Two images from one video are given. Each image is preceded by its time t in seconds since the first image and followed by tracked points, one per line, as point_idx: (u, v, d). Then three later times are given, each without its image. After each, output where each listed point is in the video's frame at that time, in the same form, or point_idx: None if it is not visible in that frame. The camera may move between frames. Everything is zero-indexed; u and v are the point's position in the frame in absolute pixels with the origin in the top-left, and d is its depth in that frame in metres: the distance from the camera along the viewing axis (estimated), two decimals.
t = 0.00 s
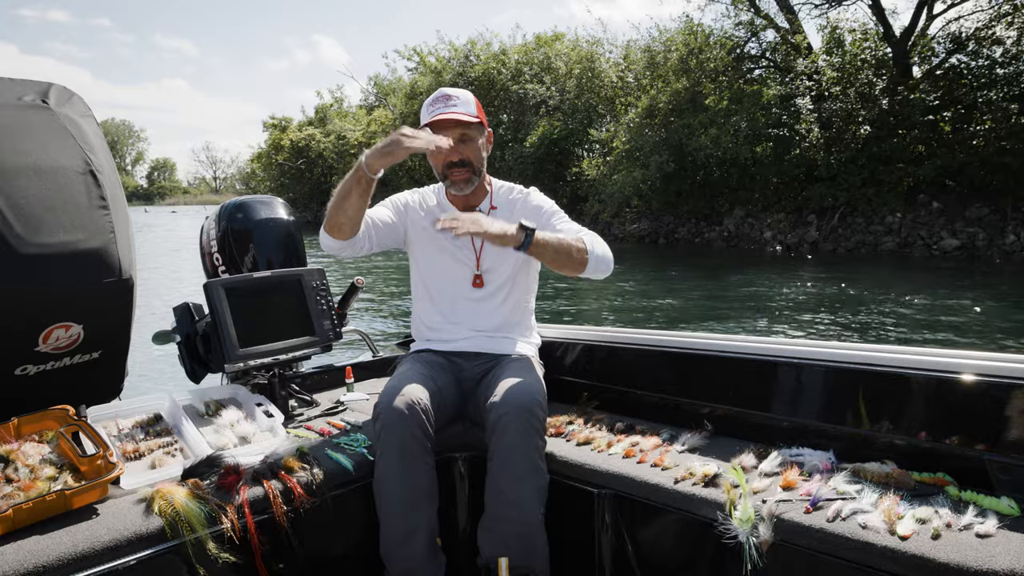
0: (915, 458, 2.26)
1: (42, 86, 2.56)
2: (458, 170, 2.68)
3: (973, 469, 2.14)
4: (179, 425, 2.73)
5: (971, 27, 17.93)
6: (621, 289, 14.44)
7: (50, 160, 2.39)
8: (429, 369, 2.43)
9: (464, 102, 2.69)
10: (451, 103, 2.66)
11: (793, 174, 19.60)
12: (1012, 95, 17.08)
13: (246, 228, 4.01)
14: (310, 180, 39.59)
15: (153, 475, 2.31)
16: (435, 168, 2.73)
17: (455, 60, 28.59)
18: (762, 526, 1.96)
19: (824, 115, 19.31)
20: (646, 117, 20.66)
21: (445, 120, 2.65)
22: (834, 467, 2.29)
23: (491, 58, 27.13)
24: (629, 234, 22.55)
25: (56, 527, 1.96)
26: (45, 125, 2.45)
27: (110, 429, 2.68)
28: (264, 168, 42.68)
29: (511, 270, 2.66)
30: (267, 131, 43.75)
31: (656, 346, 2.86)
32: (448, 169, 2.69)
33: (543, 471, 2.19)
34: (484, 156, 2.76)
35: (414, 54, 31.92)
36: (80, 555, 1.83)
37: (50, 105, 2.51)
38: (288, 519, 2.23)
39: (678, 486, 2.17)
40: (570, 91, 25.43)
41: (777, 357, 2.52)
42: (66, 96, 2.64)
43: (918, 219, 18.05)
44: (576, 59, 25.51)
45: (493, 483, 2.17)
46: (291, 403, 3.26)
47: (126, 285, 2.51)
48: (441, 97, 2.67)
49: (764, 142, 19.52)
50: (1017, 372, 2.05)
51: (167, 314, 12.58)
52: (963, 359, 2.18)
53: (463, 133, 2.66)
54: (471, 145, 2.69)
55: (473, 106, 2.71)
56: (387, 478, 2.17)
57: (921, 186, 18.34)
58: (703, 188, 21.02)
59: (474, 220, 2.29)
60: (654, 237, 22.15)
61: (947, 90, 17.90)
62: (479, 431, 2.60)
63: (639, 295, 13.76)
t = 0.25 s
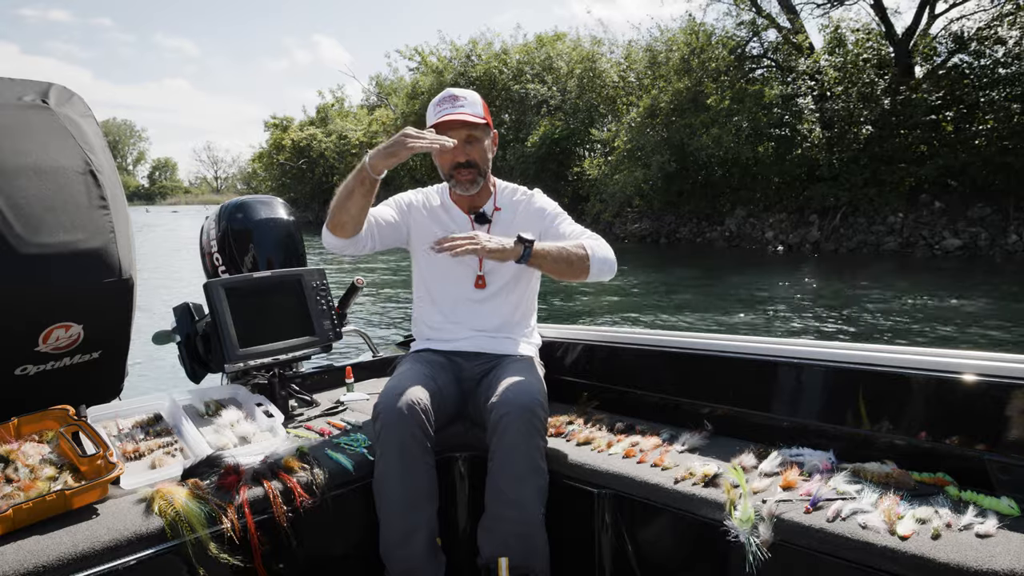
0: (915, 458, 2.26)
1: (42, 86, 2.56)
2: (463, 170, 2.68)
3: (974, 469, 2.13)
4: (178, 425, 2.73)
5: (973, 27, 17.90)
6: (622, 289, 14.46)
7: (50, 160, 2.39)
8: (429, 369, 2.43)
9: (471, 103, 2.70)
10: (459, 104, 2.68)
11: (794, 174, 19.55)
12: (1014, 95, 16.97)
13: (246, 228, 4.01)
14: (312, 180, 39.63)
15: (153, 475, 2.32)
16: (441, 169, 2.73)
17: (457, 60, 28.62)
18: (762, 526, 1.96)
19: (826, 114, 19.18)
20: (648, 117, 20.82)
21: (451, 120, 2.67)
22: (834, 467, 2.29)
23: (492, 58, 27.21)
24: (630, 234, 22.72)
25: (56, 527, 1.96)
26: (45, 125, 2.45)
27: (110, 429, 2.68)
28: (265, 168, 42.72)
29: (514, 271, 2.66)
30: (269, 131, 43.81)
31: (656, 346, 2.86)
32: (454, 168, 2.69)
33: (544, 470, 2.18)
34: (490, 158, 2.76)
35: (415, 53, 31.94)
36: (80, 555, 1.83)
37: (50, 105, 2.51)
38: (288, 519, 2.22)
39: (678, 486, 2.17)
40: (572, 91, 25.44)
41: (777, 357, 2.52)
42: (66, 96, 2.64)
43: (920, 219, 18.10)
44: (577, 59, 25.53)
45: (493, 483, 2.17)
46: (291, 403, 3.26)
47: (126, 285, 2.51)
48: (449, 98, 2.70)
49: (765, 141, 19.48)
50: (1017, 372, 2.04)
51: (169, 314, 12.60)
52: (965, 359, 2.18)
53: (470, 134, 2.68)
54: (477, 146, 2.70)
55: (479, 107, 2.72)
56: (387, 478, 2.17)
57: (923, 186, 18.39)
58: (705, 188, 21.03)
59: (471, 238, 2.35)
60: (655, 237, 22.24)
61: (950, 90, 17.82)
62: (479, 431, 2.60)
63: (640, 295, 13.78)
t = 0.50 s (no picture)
0: (914, 458, 2.26)
1: (42, 86, 2.56)
2: (466, 170, 2.68)
3: (974, 469, 2.13)
4: (178, 425, 2.73)
5: (975, 26, 18.08)
6: (623, 289, 14.46)
7: (50, 159, 2.39)
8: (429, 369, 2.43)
9: (473, 103, 2.70)
10: (462, 103, 2.67)
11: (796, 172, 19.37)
12: (1016, 94, 17.13)
13: (246, 228, 4.01)
14: (313, 179, 39.63)
15: (153, 475, 2.31)
16: (443, 169, 2.73)
17: (458, 59, 28.63)
18: (762, 526, 1.96)
19: (829, 113, 19.25)
20: (650, 115, 20.78)
21: (454, 120, 2.67)
22: (834, 467, 2.28)
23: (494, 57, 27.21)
24: (631, 233, 22.72)
25: (56, 527, 1.96)
26: (45, 124, 2.45)
27: (110, 429, 2.68)
28: (266, 167, 42.71)
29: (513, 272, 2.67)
30: (270, 129, 43.82)
31: (656, 346, 2.86)
32: (457, 168, 2.69)
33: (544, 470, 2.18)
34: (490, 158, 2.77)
35: (416, 53, 31.96)
36: (80, 554, 1.83)
37: (50, 105, 2.51)
38: (288, 519, 2.22)
39: (678, 486, 2.17)
40: (573, 90, 25.45)
41: (777, 357, 2.52)
42: (67, 96, 2.64)
43: (922, 218, 18.04)
44: (578, 58, 25.54)
45: (493, 483, 2.17)
46: (291, 403, 3.26)
47: (126, 285, 2.51)
48: (452, 97, 2.70)
49: (767, 140, 19.40)
50: (1017, 372, 2.04)
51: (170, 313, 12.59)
52: (965, 359, 2.18)
53: (472, 134, 2.68)
54: (478, 145, 2.70)
55: (482, 107, 2.72)
56: (387, 477, 2.17)
57: (925, 186, 18.35)
58: (706, 187, 21.00)
59: (468, 242, 2.39)
60: (657, 235, 22.24)
61: (952, 89, 17.98)
62: (479, 432, 2.60)
63: (641, 295, 13.78)
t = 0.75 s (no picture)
0: (915, 458, 2.26)
1: (42, 86, 2.56)
2: (467, 170, 2.68)
3: (974, 469, 2.13)
4: (178, 425, 2.73)
5: (977, 25, 18.10)
6: (624, 288, 14.47)
7: (49, 159, 2.39)
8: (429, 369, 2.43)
9: (475, 102, 2.70)
10: (463, 103, 2.68)
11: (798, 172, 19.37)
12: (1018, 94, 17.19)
13: (247, 228, 4.01)
14: (314, 178, 39.62)
15: (153, 475, 2.32)
16: (444, 168, 2.74)
17: (460, 59, 28.65)
18: (762, 526, 1.96)
19: (831, 113, 19.23)
20: (652, 114, 20.73)
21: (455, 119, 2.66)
22: (834, 467, 2.29)
23: (495, 56, 27.20)
24: (633, 233, 22.74)
25: (57, 527, 1.96)
26: (45, 124, 2.45)
27: (110, 429, 2.68)
28: (267, 166, 42.71)
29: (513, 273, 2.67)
30: (271, 129, 43.84)
31: (656, 346, 2.86)
32: (458, 168, 2.70)
33: (544, 469, 2.18)
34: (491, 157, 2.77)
35: (418, 52, 31.97)
36: (80, 555, 1.83)
37: (50, 105, 2.51)
38: (288, 519, 2.22)
39: (678, 486, 2.17)
40: (575, 89, 25.46)
41: (777, 357, 2.52)
42: (67, 96, 2.64)
43: (924, 217, 18.05)
44: (580, 57, 25.54)
45: (492, 482, 2.17)
46: (291, 403, 3.26)
47: (125, 285, 2.51)
48: (454, 97, 2.69)
49: (769, 140, 19.38)
50: (1017, 372, 2.04)
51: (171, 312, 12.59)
52: (967, 359, 2.17)
53: (473, 134, 2.68)
54: (479, 145, 2.70)
55: (484, 107, 2.72)
56: (387, 477, 2.17)
57: (927, 185, 18.34)
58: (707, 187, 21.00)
59: (468, 255, 2.44)
60: (658, 235, 22.28)
61: (955, 88, 18.01)
62: (479, 431, 2.60)
63: (642, 294, 13.78)
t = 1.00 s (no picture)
0: (915, 458, 2.25)
1: (42, 86, 2.56)
2: (468, 168, 2.68)
3: (974, 469, 2.13)
4: (178, 425, 2.73)
5: (979, 25, 18.10)
6: (625, 288, 14.46)
7: (50, 159, 2.40)
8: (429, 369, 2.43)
9: (477, 102, 2.69)
10: (465, 101, 2.66)
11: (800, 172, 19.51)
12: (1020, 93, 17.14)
13: (246, 228, 4.01)
14: (315, 179, 39.60)
15: (153, 475, 2.32)
16: (445, 165, 2.74)
17: (461, 59, 28.67)
18: (762, 526, 1.95)
19: (832, 113, 19.22)
20: (652, 115, 20.69)
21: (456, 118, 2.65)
22: (834, 467, 2.28)
23: (496, 57, 27.19)
24: (634, 233, 22.71)
25: (57, 526, 1.96)
26: (45, 124, 2.45)
27: (110, 429, 2.68)
28: (269, 167, 42.73)
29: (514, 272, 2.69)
30: (273, 130, 43.88)
31: (657, 346, 2.86)
32: (459, 166, 2.69)
33: (545, 469, 2.18)
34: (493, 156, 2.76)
35: (419, 53, 32.00)
36: (80, 555, 1.83)
37: (50, 105, 2.51)
38: (288, 519, 2.23)
39: (678, 486, 2.17)
40: (576, 89, 25.46)
41: (777, 357, 2.52)
42: (66, 96, 2.64)
43: (926, 218, 18.01)
44: (581, 57, 25.55)
45: (492, 483, 2.17)
46: (291, 403, 3.26)
47: (126, 285, 2.52)
48: (456, 95, 2.69)
49: (771, 140, 19.60)
50: (1017, 372, 2.04)
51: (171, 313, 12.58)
52: (968, 359, 2.17)
53: (474, 132, 2.67)
54: (481, 144, 2.70)
55: (485, 106, 2.71)
56: (386, 477, 2.17)
57: (929, 186, 18.35)
58: (709, 188, 21.00)
59: (466, 255, 2.46)
60: (659, 235, 22.21)
61: (957, 88, 17.86)
62: (478, 431, 2.60)
63: (643, 295, 13.77)
